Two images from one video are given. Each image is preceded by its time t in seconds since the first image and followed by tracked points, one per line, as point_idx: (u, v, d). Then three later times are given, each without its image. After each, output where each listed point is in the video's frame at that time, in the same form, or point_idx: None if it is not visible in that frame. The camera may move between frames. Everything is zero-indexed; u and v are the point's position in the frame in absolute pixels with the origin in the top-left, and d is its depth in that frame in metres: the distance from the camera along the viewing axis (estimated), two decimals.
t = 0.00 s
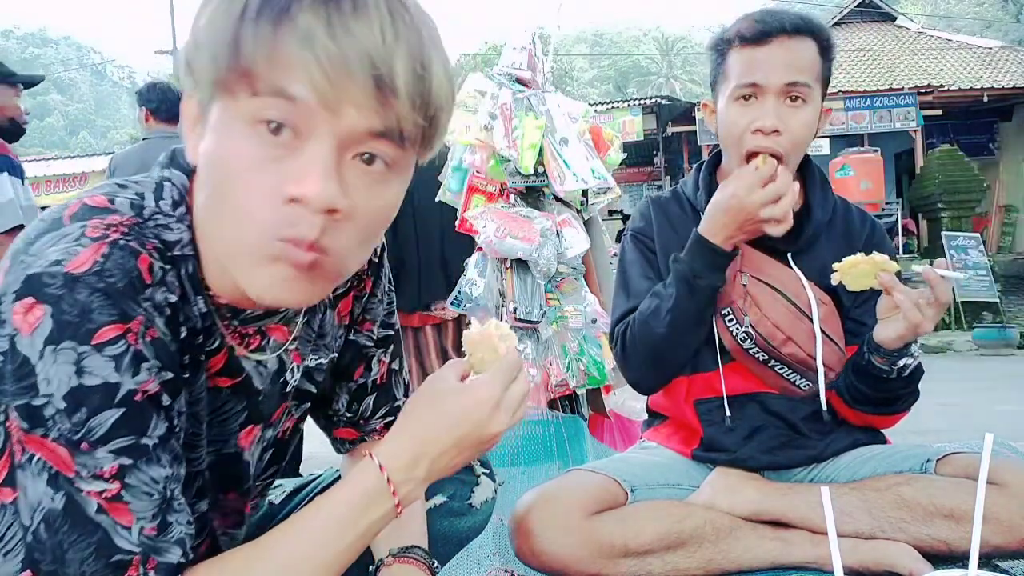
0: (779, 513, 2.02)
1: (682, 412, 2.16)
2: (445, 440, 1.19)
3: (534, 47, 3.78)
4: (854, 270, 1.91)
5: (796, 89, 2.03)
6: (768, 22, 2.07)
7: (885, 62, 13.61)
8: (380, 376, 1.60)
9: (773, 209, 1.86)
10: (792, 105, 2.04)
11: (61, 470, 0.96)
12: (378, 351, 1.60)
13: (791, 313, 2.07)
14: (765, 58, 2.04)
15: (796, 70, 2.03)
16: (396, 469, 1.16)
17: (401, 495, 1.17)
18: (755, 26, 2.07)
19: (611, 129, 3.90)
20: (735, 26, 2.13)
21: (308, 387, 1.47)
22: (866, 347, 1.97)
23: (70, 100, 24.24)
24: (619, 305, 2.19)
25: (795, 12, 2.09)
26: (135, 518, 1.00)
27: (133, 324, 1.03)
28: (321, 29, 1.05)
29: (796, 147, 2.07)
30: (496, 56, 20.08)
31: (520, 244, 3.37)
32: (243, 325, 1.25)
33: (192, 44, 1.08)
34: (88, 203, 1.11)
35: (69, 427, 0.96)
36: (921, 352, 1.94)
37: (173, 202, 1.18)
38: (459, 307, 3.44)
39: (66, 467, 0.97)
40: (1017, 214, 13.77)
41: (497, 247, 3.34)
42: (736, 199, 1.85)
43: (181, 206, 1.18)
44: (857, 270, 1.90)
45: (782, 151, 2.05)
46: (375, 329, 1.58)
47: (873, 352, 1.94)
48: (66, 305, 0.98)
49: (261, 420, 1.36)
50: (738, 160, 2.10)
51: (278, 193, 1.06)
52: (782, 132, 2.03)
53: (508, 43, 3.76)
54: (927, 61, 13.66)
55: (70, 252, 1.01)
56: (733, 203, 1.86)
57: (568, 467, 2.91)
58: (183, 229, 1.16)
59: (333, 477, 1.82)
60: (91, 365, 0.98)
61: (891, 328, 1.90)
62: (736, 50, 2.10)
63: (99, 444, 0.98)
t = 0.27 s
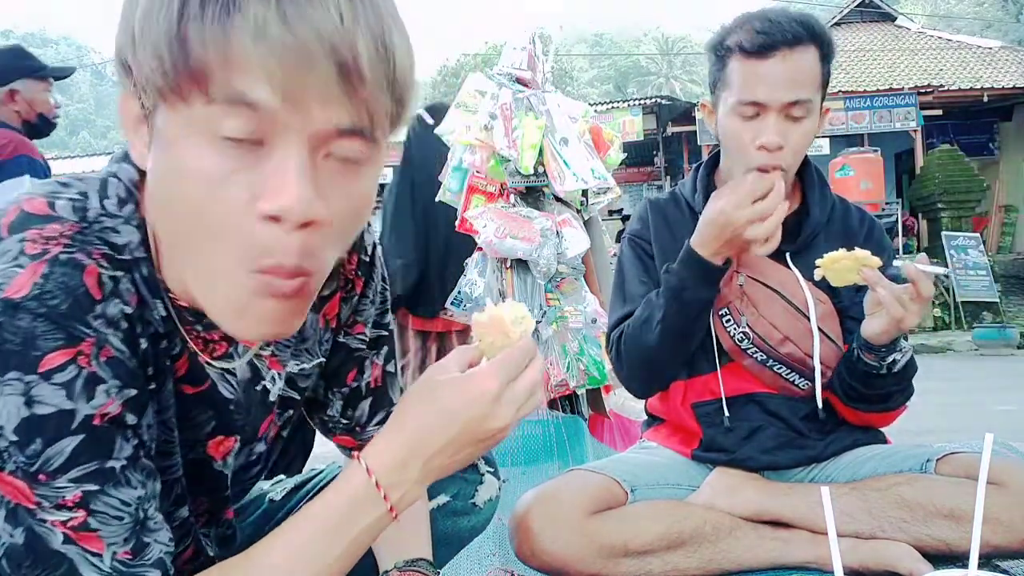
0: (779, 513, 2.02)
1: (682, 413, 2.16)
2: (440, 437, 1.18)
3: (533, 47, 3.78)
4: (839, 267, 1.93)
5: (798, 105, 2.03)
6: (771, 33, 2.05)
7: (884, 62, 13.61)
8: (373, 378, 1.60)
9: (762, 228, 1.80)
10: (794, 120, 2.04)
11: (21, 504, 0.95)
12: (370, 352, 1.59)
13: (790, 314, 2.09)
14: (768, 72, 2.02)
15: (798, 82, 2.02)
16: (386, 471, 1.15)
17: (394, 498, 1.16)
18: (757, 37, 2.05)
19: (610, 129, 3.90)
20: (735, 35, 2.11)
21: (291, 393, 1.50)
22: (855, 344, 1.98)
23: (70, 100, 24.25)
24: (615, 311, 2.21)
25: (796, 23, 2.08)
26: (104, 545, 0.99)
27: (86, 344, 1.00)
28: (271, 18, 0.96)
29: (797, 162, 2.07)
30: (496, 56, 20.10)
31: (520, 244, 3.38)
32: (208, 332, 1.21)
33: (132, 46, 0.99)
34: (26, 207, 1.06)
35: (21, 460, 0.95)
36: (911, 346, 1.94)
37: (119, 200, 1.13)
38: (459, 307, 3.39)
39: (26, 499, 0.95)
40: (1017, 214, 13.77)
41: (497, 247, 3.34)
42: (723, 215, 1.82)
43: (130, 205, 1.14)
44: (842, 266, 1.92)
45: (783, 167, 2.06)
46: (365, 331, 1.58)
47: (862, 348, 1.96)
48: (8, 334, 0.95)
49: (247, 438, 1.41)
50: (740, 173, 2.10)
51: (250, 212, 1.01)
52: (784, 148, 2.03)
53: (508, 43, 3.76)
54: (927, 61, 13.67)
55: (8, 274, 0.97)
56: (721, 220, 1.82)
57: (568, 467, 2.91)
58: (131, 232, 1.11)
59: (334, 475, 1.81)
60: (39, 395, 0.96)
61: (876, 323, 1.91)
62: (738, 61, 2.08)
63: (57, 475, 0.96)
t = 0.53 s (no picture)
0: (779, 512, 2.02)
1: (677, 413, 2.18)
2: (439, 429, 1.17)
3: (534, 47, 3.78)
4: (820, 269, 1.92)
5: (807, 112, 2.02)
6: (781, 41, 2.05)
7: (885, 62, 13.60)
8: (349, 366, 1.60)
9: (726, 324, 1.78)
10: (803, 127, 2.03)
11: (13, 489, 0.95)
12: (348, 340, 1.60)
13: (785, 314, 2.13)
14: (778, 79, 2.02)
15: (806, 89, 2.02)
16: (380, 466, 1.15)
17: (389, 491, 1.15)
18: (767, 44, 2.05)
19: (610, 129, 3.90)
20: (745, 41, 2.10)
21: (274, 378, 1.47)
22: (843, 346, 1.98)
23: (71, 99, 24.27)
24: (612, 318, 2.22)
25: (803, 29, 2.08)
26: (94, 529, 0.99)
27: (72, 333, 1.02)
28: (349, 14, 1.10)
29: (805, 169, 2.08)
30: (496, 56, 20.11)
31: (520, 244, 3.37)
32: (195, 314, 1.26)
33: (194, 44, 1.04)
34: (8, 207, 1.09)
35: (13, 447, 0.96)
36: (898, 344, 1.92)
37: (99, 196, 1.17)
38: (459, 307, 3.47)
39: (17, 485, 0.96)
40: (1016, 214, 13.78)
41: (497, 247, 3.34)
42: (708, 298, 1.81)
43: (110, 199, 1.17)
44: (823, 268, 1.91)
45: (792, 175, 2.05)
46: (340, 318, 1.59)
47: (848, 350, 1.96)
48: None
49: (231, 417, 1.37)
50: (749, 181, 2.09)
51: (341, 175, 1.12)
52: (794, 154, 2.02)
53: (508, 43, 3.76)
54: (927, 61, 13.66)
55: None
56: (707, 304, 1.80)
57: (568, 467, 2.92)
58: (113, 225, 1.15)
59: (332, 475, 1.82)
60: (28, 382, 0.98)
61: (861, 323, 1.90)
62: (746, 68, 2.07)
63: (49, 460, 0.97)
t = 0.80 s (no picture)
0: (779, 513, 2.02)
1: (677, 414, 2.17)
2: (488, 502, 1.45)
3: (534, 46, 3.78)
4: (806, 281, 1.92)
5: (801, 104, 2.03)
6: (770, 33, 2.06)
7: (884, 62, 13.60)
8: (344, 358, 1.61)
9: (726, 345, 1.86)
10: (798, 119, 2.04)
11: (60, 449, 0.98)
12: (340, 332, 1.61)
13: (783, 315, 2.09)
14: (770, 73, 2.03)
15: (799, 83, 2.03)
16: (433, 514, 1.45)
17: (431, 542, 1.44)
18: (758, 38, 2.05)
19: (610, 129, 3.90)
20: (735, 36, 2.11)
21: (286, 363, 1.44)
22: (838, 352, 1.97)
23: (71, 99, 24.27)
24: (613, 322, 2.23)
25: (794, 22, 2.08)
26: (128, 495, 1.01)
27: (129, 310, 1.05)
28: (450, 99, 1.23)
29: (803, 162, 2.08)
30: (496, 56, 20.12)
31: (520, 244, 3.37)
32: (231, 298, 1.25)
33: (345, 69, 1.12)
34: (73, 198, 1.12)
35: (67, 407, 0.99)
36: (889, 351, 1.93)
37: (152, 190, 1.18)
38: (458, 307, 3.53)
39: (63, 445, 0.98)
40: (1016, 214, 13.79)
41: (497, 247, 3.35)
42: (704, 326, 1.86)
43: (163, 194, 1.19)
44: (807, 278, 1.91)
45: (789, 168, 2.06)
46: (334, 307, 1.60)
47: (843, 357, 1.95)
48: (65, 295, 1.01)
49: (242, 395, 1.35)
50: (745, 176, 2.09)
51: (393, 207, 1.20)
52: (790, 147, 2.02)
53: (508, 43, 3.76)
54: (927, 61, 13.67)
55: (70, 245, 1.04)
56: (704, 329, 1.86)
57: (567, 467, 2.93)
58: (165, 218, 1.17)
59: (330, 477, 1.82)
60: (89, 348, 1.00)
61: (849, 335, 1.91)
62: (738, 64, 2.08)
63: (96, 423, 1.00)
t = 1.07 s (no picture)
0: (779, 513, 2.02)
1: (676, 416, 2.17)
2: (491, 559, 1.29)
3: (534, 47, 3.78)
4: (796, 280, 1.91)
5: (786, 95, 2.03)
6: (751, 26, 2.07)
7: (885, 62, 13.60)
8: (354, 354, 1.61)
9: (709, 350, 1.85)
10: (784, 111, 2.04)
11: (121, 421, 1.07)
12: (353, 328, 1.61)
13: (780, 317, 2.08)
14: (753, 67, 2.04)
15: (784, 75, 2.03)
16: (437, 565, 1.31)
17: None
18: (739, 32, 2.07)
19: (611, 129, 3.90)
20: (718, 32, 2.13)
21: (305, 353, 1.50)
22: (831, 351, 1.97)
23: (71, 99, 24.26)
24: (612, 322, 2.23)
25: (777, 15, 2.09)
26: (176, 473, 1.10)
27: (195, 303, 1.15)
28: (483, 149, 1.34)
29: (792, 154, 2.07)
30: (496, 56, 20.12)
31: (520, 244, 3.38)
32: (280, 295, 1.33)
33: (404, 100, 1.22)
34: (146, 198, 1.22)
35: (131, 382, 1.08)
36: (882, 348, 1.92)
37: (214, 195, 1.27)
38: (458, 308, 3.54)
39: (123, 418, 1.07)
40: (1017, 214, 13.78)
41: (497, 247, 3.36)
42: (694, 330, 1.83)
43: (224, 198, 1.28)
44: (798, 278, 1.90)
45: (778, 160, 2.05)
46: (349, 304, 1.59)
47: (836, 355, 1.95)
48: (142, 282, 1.11)
49: (269, 383, 1.43)
50: (733, 169, 2.09)
51: (425, 232, 1.28)
52: (776, 138, 2.02)
53: (508, 43, 3.76)
54: (927, 61, 13.66)
55: (146, 239, 1.15)
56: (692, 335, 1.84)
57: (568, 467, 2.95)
58: (225, 220, 1.26)
59: (330, 479, 1.82)
60: (159, 331, 1.10)
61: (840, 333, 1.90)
62: (722, 59, 2.10)
63: (157, 401, 1.09)
